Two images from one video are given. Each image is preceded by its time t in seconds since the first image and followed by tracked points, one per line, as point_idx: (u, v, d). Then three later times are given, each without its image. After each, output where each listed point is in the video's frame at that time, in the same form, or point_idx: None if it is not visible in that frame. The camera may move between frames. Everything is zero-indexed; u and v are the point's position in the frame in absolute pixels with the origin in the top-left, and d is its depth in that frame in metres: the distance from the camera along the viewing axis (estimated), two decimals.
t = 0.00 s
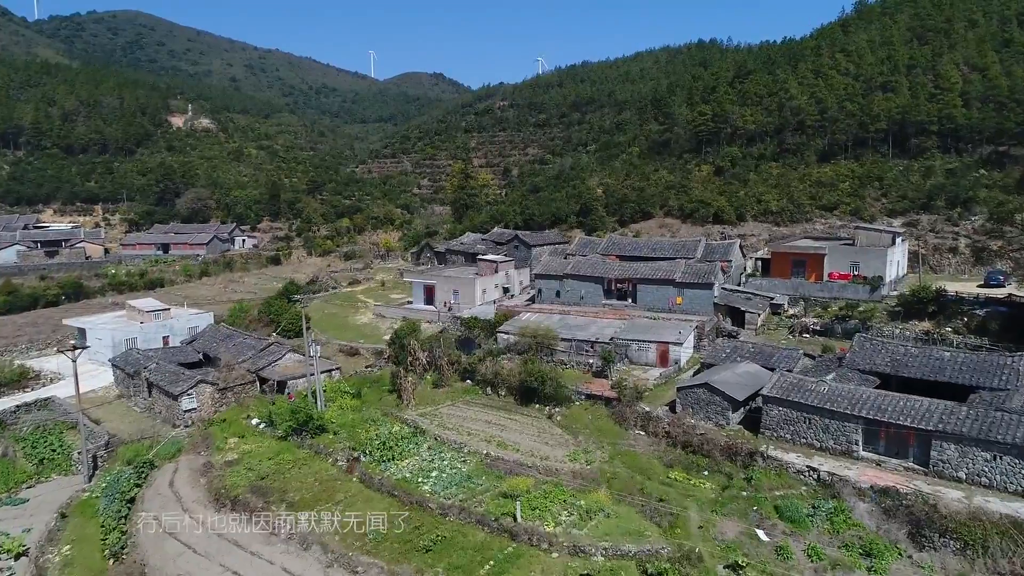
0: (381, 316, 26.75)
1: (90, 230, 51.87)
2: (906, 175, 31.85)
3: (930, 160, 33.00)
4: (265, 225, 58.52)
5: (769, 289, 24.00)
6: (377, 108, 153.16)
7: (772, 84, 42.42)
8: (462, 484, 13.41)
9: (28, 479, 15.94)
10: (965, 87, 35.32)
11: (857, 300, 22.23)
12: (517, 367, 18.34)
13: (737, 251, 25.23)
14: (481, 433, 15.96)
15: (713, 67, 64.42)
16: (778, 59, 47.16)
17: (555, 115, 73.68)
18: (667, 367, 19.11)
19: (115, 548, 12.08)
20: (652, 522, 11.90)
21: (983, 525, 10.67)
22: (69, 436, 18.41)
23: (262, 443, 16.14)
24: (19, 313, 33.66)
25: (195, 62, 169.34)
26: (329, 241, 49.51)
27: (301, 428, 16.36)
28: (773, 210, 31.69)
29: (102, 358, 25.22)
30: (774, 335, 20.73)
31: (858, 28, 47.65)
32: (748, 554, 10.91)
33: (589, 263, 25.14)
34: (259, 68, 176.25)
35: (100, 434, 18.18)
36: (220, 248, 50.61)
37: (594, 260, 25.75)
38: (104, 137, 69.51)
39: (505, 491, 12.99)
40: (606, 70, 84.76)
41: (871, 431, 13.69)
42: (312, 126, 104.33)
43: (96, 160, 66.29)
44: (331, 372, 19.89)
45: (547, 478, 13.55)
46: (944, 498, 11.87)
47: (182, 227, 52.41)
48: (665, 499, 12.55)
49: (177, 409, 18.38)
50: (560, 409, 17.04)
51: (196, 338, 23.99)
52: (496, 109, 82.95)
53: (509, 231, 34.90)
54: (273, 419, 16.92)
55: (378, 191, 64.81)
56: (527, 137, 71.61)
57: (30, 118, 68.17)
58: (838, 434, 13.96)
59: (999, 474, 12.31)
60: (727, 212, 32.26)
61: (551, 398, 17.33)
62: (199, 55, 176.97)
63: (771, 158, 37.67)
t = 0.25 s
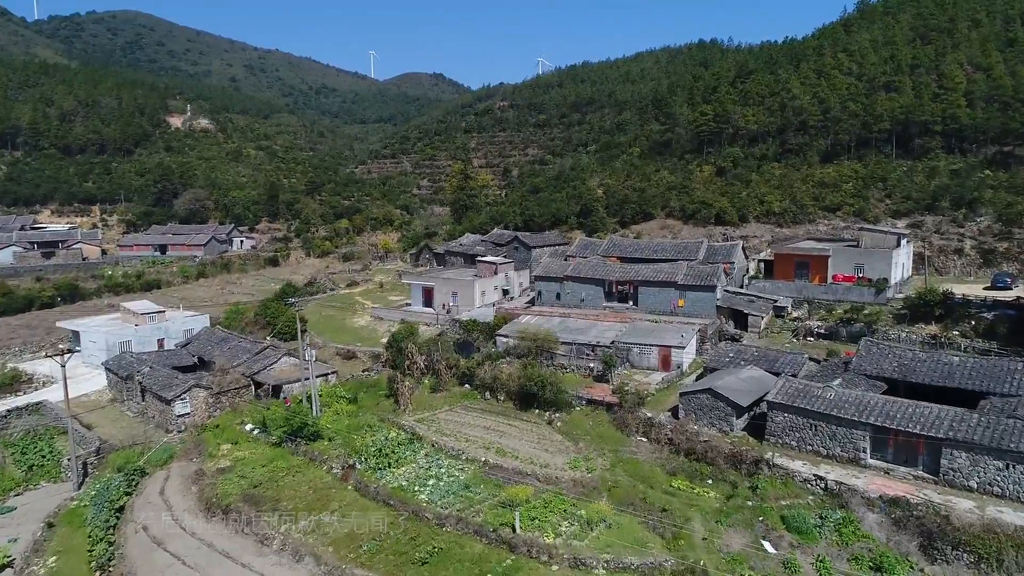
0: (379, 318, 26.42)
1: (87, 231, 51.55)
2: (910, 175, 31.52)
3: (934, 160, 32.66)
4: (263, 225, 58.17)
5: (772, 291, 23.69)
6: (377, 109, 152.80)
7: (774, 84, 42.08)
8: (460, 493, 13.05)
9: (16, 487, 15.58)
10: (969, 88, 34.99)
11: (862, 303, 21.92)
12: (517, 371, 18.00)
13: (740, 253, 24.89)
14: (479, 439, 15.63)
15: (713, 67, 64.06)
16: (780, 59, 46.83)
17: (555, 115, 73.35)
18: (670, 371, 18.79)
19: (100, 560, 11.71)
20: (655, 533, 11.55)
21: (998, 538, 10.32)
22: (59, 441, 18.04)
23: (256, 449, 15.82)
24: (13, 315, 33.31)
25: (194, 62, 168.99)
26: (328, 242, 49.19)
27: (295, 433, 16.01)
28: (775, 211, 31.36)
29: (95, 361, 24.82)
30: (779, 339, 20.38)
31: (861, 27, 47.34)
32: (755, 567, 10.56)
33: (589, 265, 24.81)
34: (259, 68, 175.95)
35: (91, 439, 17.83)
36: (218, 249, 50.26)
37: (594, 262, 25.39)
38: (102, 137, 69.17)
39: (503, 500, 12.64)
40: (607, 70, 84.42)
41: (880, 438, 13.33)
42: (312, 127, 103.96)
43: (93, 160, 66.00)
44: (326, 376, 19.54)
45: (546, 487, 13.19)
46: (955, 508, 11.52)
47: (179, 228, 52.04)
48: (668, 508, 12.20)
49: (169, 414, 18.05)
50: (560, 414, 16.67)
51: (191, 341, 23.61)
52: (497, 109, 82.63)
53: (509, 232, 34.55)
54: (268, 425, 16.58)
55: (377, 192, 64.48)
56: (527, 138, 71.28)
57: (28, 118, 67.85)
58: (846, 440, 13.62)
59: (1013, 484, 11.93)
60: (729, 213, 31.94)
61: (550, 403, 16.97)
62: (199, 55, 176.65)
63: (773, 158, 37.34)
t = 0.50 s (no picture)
0: (377, 320, 26.10)
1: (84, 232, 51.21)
2: (913, 176, 31.22)
3: (937, 161, 32.37)
4: (261, 226, 57.85)
5: (775, 294, 23.38)
6: (376, 109, 152.53)
7: (775, 83, 41.76)
8: (457, 502, 12.72)
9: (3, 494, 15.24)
10: (973, 87, 34.67)
11: (866, 306, 21.61)
12: (516, 376, 17.67)
13: (742, 254, 24.57)
14: (478, 445, 15.31)
15: (714, 67, 63.77)
16: (781, 59, 46.53)
17: (555, 115, 73.05)
18: (671, 375, 18.47)
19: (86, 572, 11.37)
20: (657, 544, 11.22)
21: (1012, 551, 9.98)
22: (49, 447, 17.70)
23: (249, 455, 15.50)
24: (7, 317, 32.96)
25: (194, 63, 168.64)
26: (326, 243, 48.86)
27: (289, 439, 15.69)
28: (777, 212, 31.05)
29: (89, 364, 24.48)
30: (782, 343, 20.07)
31: (863, 27, 47.03)
32: None
33: (590, 266, 24.48)
34: (259, 69, 175.61)
35: (82, 444, 17.49)
36: (215, 250, 49.93)
37: (595, 263, 25.06)
38: (99, 137, 68.81)
39: (502, 509, 12.30)
40: (607, 70, 84.14)
41: (887, 445, 13.00)
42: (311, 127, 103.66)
43: (91, 160, 65.63)
44: (321, 380, 19.22)
45: (546, 495, 12.86)
46: (967, 519, 11.18)
47: (177, 228, 51.70)
48: (671, 518, 11.86)
49: (162, 419, 17.72)
50: (559, 419, 16.34)
51: (185, 344, 23.27)
52: (496, 110, 82.32)
53: (508, 233, 34.21)
54: (261, 430, 16.24)
55: (376, 192, 64.16)
56: (527, 138, 70.99)
57: (25, 119, 67.49)
58: (852, 448, 13.29)
59: None
60: (731, 214, 31.63)
61: (550, 408, 16.65)
62: (198, 55, 176.34)
63: (775, 159, 37.02)
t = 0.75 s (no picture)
0: (374, 323, 25.78)
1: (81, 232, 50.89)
2: (917, 176, 30.89)
3: (941, 161, 32.07)
4: (259, 227, 57.53)
5: (778, 296, 23.08)
6: (376, 110, 152.26)
7: (777, 83, 41.43)
8: (454, 511, 12.40)
9: None
10: (977, 87, 34.35)
11: (871, 308, 21.30)
12: (515, 380, 17.35)
13: (744, 256, 24.25)
14: (476, 451, 15.00)
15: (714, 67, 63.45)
16: (783, 58, 46.19)
17: (555, 115, 72.74)
18: (673, 379, 18.14)
19: None
20: (660, 556, 10.90)
21: None
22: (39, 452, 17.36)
23: (243, 461, 15.18)
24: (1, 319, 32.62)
25: (194, 63, 168.32)
26: (325, 244, 48.53)
27: (283, 446, 15.36)
28: (779, 213, 30.74)
29: (83, 367, 24.14)
30: (785, 346, 19.75)
31: (865, 26, 46.71)
32: None
33: (590, 268, 24.15)
34: (258, 69, 175.31)
35: (72, 449, 17.15)
36: (213, 251, 49.60)
37: (595, 265, 24.74)
38: (97, 137, 68.45)
39: (499, 519, 11.99)
40: (607, 71, 83.83)
41: (895, 452, 12.66)
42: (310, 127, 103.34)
43: (88, 161, 65.26)
44: (317, 384, 18.89)
45: (545, 504, 12.54)
46: (980, 530, 10.86)
47: (175, 229, 51.38)
48: (674, 529, 11.53)
49: (154, 424, 17.39)
50: (559, 425, 16.02)
51: (180, 347, 22.93)
52: (496, 110, 82.00)
53: (508, 234, 33.89)
54: (255, 436, 15.91)
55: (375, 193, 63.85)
56: (527, 138, 70.68)
57: (23, 119, 67.11)
58: (859, 455, 12.95)
59: None
60: (732, 215, 31.31)
61: (549, 414, 16.33)
62: (198, 56, 176.03)
63: (777, 159, 36.70)
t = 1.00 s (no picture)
0: (371, 325, 25.45)
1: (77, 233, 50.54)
2: (920, 177, 30.57)
3: (945, 162, 31.75)
4: (257, 228, 57.20)
5: (780, 298, 22.76)
6: (376, 110, 151.95)
7: (779, 83, 41.10)
8: (450, 522, 12.05)
9: None
10: (981, 87, 34.00)
11: (875, 311, 20.98)
12: (513, 385, 17.01)
13: (746, 258, 23.91)
14: (473, 458, 14.68)
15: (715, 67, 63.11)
16: (784, 58, 45.85)
17: (555, 116, 72.41)
18: (674, 383, 17.80)
19: None
20: (662, 569, 10.56)
21: None
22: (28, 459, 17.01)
23: (235, 469, 14.83)
24: None
25: (193, 64, 168.03)
26: (323, 245, 48.20)
27: (276, 452, 15.01)
28: (781, 214, 30.42)
29: (75, 370, 23.78)
30: (788, 350, 19.43)
31: (867, 25, 46.35)
32: None
33: (590, 270, 23.82)
34: (258, 70, 175.02)
35: (62, 455, 16.79)
36: (211, 252, 49.27)
37: (595, 267, 24.42)
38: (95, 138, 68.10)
39: (496, 529, 11.66)
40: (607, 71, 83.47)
41: (903, 460, 12.31)
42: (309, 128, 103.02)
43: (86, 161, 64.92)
44: (312, 389, 18.54)
45: (544, 514, 12.19)
46: (992, 543, 10.52)
47: (172, 230, 51.04)
48: (676, 540, 11.18)
49: (146, 429, 17.04)
50: (558, 431, 15.68)
51: (173, 350, 22.58)
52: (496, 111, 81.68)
53: (507, 235, 33.55)
54: (247, 442, 15.58)
55: (374, 193, 63.53)
56: (526, 139, 70.35)
57: (20, 120, 66.74)
58: (866, 462, 12.60)
59: None
60: (734, 216, 30.99)
61: (548, 420, 15.98)
62: (197, 56, 175.72)
63: (779, 160, 36.38)
